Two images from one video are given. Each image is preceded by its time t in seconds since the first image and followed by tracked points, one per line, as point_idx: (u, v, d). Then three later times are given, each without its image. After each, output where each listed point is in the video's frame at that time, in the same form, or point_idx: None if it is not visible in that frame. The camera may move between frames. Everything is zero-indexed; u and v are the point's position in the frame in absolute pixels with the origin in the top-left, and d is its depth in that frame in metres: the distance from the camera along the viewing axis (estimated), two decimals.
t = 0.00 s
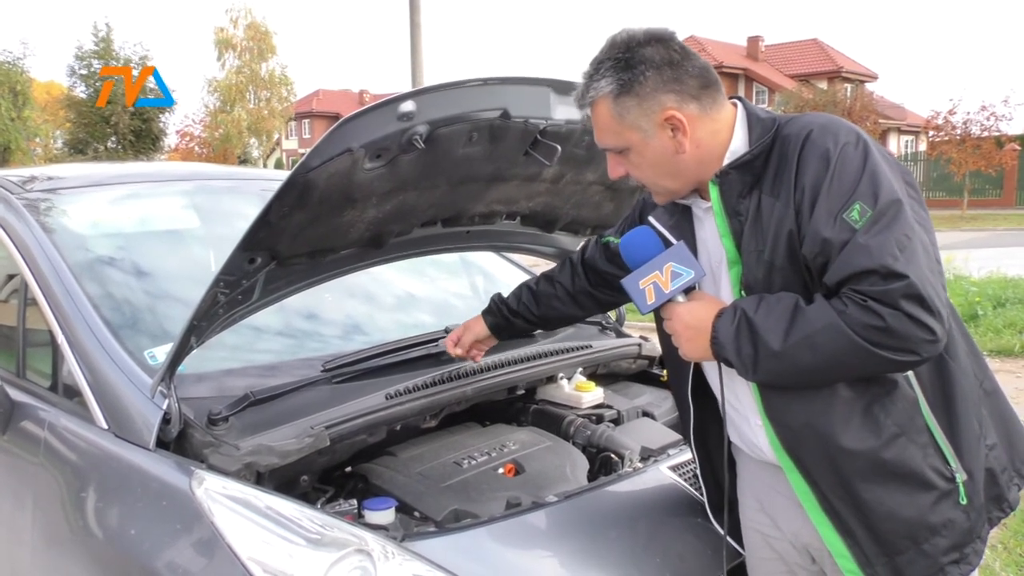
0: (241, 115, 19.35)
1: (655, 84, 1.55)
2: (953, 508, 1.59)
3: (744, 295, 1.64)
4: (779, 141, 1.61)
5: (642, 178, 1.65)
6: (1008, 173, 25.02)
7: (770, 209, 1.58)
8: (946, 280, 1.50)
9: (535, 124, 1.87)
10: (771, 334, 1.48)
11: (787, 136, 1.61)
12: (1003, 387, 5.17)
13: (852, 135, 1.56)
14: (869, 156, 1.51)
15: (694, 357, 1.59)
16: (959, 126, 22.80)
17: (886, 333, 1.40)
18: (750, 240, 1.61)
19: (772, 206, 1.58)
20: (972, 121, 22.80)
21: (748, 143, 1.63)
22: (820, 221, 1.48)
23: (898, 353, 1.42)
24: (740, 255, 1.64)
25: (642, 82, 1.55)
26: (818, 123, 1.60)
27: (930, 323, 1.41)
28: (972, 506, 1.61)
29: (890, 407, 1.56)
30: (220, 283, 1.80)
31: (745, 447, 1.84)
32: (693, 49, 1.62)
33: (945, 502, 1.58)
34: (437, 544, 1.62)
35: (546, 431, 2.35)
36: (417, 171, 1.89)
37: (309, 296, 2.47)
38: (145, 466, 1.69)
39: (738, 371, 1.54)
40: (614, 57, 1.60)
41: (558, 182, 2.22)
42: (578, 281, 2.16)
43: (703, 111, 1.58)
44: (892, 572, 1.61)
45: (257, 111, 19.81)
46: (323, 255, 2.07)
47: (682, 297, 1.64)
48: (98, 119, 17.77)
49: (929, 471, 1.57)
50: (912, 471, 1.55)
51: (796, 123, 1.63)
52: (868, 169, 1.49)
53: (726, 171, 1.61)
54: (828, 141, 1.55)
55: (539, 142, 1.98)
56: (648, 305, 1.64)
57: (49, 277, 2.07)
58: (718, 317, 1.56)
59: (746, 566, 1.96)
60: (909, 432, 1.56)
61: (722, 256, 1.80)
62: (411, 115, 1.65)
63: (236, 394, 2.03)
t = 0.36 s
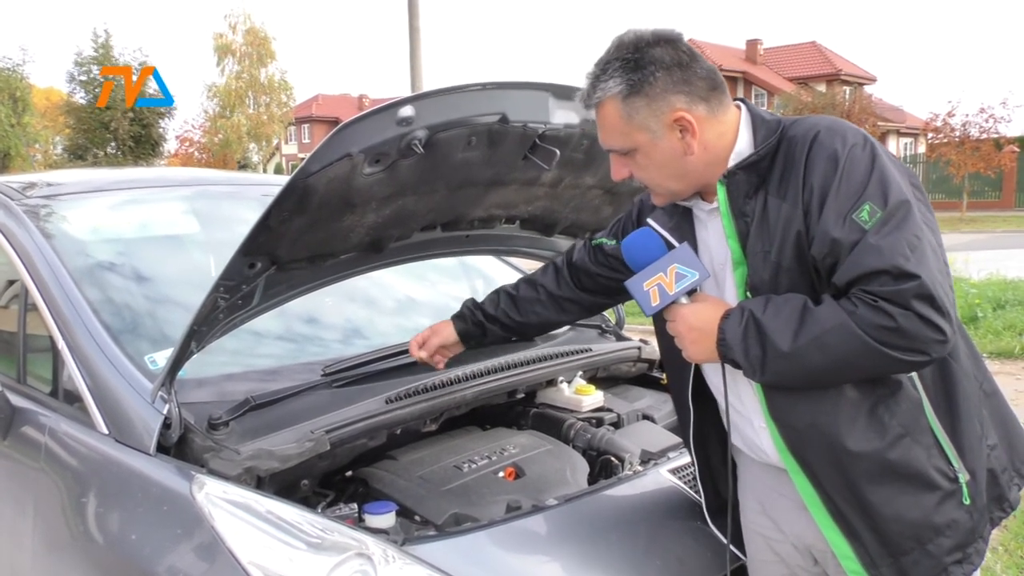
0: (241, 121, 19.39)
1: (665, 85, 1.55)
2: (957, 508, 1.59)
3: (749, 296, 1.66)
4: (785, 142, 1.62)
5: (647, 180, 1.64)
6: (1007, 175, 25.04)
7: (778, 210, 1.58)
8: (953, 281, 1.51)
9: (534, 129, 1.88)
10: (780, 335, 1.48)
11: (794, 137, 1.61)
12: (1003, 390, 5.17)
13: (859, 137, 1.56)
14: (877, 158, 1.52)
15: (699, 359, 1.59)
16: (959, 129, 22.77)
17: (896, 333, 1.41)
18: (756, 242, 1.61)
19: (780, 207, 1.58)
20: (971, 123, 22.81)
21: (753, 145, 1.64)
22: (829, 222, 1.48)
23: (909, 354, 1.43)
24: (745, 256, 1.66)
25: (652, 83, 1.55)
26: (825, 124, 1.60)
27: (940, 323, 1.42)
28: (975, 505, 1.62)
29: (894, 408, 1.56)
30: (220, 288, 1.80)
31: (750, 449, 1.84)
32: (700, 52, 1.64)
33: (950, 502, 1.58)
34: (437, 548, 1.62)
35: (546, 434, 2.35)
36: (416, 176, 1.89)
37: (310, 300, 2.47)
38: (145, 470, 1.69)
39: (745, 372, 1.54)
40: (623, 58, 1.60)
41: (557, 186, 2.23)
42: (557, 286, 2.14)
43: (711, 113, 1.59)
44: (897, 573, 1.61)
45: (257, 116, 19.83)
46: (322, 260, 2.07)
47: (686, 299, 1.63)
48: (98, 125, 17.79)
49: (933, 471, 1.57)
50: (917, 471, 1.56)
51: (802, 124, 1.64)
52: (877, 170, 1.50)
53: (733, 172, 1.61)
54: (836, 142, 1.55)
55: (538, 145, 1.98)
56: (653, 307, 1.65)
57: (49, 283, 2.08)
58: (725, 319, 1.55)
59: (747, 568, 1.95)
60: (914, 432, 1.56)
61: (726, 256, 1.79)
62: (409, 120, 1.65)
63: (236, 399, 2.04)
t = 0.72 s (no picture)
0: (242, 123, 19.42)
1: (696, 75, 1.54)
2: (968, 511, 1.59)
3: (764, 300, 1.66)
4: (803, 145, 1.62)
5: (670, 178, 1.60)
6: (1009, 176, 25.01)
7: (798, 214, 1.59)
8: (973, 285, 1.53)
9: (534, 131, 1.88)
10: (802, 340, 1.48)
11: (813, 139, 1.62)
12: (1003, 391, 5.16)
13: (879, 141, 1.57)
14: (899, 163, 1.53)
15: (714, 363, 1.58)
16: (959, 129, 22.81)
17: (923, 340, 1.42)
18: (774, 245, 1.62)
19: (799, 211, 1.59)
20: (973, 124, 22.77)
21: (769, 147, 1.65)
22: (853, 227, 1.49)
23: (933, 360, 1.44)
24: (761, 260, 1.67)
25: (684, 73, 1.53)
26: (844, 127, 1.61)
27: (965, 329, 1.44)
28: (985, 509, 1.62)
29: (909, 413, 1.56)
30: (220, 291, 1.80)
31: (758, 453, 1.82)
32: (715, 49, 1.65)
33: (962, 506, 1.59)
34: (438, 550, 1.62)
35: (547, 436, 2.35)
36: (417, 178, 1.90)
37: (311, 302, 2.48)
38: (147, 473, 1.70)
39: (764, 378, 1.54)
40: (647, 51, 1.57)
41: (558, 188, 2.23)
42: (559, 301, 2.07)
43: (735, 106, 1.60)
44: None
45: (258, 119, 19.85)
46: (323, 262, 2.08)
47: (699, 302, 1.62)
48: (100, 128, 17.83)
49: (945, 475, 1.57)
50: (931, 476, 1.56)
51: (819, 126, 1.64)
52: (900, 175, 1.51)
53: (753, 174, 1.62)
54: (857, 146, 1.56)
55: (538, 148, 1.99)
56: (668, 310, 1.62)
57: (51, 286, 2.08)
58: (743, 323, 1.54)
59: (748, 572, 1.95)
60: (928, 437, 1.56)
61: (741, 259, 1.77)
62: (410, 122, 1.66)
63: (237, 401, 2.04)
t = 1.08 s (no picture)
0: (243, 128, 19.46)
1: (721, 59, 1.58)
2: (976, 515, 1.61)
3: (776, 303, 1.65)
4: (817, 148, 1.63)
5: (695, 166, 1.59)
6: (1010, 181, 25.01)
7: (813, 216, 1.59)
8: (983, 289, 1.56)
9: (532, 136, 1.89)
10: (821, 344, 1.48)
11: (827, 142, 1.63)
12: (1001, 395, 5.17)
13: (893, 144, 1.59)
14: (914, 166, 1.55)
15: (726, 367, 1.55)
16: (960, 134, 22.76)
17: (943, 342, 1.43)
18: (788, 248, 1.62)
19: (815, 213, 1.59)
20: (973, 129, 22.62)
21: (778, 149, 1.67)
22: (873, 229, 1.50)
23: (951, 361, 1.46)
24: (773, 263, 1.65)
25: (712, 56, 1.56)
26: (857, 130, 1.62)
27: (982, 331, 1.46)
28: (991, 511, 1.64)
29: (920, 416, 1.57)
30: (220, 295, 1.82)
31: (764, 460, 1.82)
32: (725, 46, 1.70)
33: (970, 509, 1.60)
34: (434, 554, 1.63)
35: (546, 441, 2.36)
36: (415, 183, 1.90)
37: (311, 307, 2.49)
38: (147, 477, 1.70)
39: (782, 383, 1.53)
40: (671, 36, 1.59)
41: (556, 193, 2.24)
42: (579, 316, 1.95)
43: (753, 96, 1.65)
44: None
45: (259, 123, 19.88)
46: (320, 267, 2.08)
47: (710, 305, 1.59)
48: (101, 133, 17.86)
49: (954, 480, 1.58)
50: (942, 480, 1.56)
51: (830, 129, 1.66)
52: (917, 178, 1.53)
53: (769, 176, 1.62)
54: (873, 148, 1.57)
55: (536, 153, 2.00)
56: (680, 313, 1.56)
57: (51, 290, 2.09)
58: (759, 325, 1.53)
59: None
60: (939, 441, 1.57)
61: (752, 262, 1.76)
62: (407, 128, 1.67)
63: (236, 405, 2.04)
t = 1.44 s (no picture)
0: (240, 134, 19.48)
1: (728, 55, 1.59)
2: (971, 516, 1.61)
3: (777, 304, 1.65)
4: (820, 148, 1.64)
5: (699, 162, 1.60)
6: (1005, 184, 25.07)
7: (817, 216, 1.60)
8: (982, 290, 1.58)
9: (524, 141, 1.90)
10: (828, 344, 1.49)
11: (829, 143, 1.64)
12: (996, 398, 5.17)
13: (894, 145, 1.61)
14: (916, 167, 1.57)
15: (730, 370, 1.55)
16: (959, 138, 22.63)
17: (949, 341, 1.44)
18: (792, 248, 1.62)
19: (819, 213, 1.60)
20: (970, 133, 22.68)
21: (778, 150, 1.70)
22: (878, 228, 1.50)
23: (956, 361, 1.47)
24: (775, 263, 1.65)
25: (720, 51, 1.57)
26: (859, 131, 1.64)
27: (985, 331, 1.48)
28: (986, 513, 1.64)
29: (919, 416, 1.57)
30: (212, 300, 1.82)
31: (761, 466, 1.81)
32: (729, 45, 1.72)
33: (965, 510, 1.60)
34: (425, 558, 1.63)
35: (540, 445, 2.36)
36: (407, 188, 1.91)
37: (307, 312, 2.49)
38: (140, 482, 1.70)
39: (788, 385, 1.53)
40: (679, 30, 1.60)
41: (549, 198, 2.25)
42: (572, 337, 1.93)
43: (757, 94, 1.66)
44: None
45: (256, 129, 19.89)
46: (313, 272, 2.08)
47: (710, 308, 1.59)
48: (97, 139, 17.87)
49: (950, 480, 1.58)
50: (939, 480, 1.57)
51: (830, 131, 1.67)
52: (920, 179, 1.54)
53: (774, 175, 1.63)
54: (876, 148, 1.58)
55: (528, 158, 2.00)
56: (683, 316, 1.57)
57: (46, 296, 2.09)
58: (763, 327, 1.54)
59: None
60: (936, 440, 1.58)
61: (752, 263, 1.77)
62: (399, 134, 1.67)
63: (230, 410, 2.05)
